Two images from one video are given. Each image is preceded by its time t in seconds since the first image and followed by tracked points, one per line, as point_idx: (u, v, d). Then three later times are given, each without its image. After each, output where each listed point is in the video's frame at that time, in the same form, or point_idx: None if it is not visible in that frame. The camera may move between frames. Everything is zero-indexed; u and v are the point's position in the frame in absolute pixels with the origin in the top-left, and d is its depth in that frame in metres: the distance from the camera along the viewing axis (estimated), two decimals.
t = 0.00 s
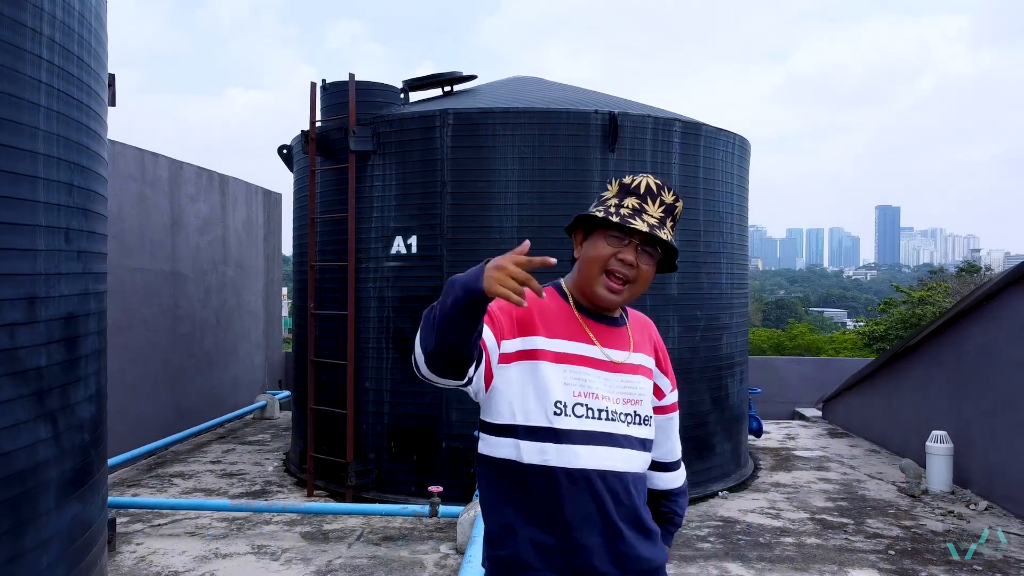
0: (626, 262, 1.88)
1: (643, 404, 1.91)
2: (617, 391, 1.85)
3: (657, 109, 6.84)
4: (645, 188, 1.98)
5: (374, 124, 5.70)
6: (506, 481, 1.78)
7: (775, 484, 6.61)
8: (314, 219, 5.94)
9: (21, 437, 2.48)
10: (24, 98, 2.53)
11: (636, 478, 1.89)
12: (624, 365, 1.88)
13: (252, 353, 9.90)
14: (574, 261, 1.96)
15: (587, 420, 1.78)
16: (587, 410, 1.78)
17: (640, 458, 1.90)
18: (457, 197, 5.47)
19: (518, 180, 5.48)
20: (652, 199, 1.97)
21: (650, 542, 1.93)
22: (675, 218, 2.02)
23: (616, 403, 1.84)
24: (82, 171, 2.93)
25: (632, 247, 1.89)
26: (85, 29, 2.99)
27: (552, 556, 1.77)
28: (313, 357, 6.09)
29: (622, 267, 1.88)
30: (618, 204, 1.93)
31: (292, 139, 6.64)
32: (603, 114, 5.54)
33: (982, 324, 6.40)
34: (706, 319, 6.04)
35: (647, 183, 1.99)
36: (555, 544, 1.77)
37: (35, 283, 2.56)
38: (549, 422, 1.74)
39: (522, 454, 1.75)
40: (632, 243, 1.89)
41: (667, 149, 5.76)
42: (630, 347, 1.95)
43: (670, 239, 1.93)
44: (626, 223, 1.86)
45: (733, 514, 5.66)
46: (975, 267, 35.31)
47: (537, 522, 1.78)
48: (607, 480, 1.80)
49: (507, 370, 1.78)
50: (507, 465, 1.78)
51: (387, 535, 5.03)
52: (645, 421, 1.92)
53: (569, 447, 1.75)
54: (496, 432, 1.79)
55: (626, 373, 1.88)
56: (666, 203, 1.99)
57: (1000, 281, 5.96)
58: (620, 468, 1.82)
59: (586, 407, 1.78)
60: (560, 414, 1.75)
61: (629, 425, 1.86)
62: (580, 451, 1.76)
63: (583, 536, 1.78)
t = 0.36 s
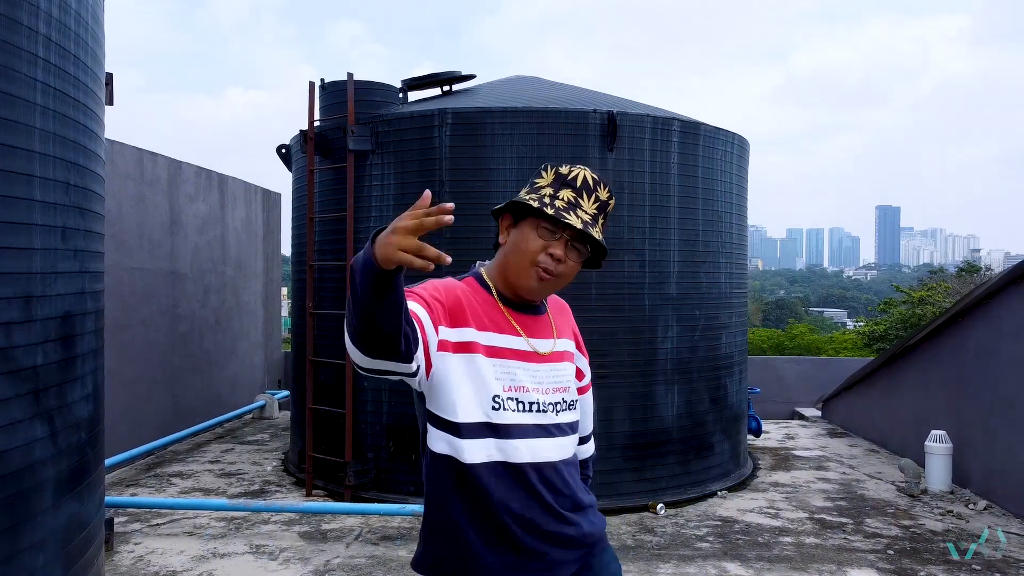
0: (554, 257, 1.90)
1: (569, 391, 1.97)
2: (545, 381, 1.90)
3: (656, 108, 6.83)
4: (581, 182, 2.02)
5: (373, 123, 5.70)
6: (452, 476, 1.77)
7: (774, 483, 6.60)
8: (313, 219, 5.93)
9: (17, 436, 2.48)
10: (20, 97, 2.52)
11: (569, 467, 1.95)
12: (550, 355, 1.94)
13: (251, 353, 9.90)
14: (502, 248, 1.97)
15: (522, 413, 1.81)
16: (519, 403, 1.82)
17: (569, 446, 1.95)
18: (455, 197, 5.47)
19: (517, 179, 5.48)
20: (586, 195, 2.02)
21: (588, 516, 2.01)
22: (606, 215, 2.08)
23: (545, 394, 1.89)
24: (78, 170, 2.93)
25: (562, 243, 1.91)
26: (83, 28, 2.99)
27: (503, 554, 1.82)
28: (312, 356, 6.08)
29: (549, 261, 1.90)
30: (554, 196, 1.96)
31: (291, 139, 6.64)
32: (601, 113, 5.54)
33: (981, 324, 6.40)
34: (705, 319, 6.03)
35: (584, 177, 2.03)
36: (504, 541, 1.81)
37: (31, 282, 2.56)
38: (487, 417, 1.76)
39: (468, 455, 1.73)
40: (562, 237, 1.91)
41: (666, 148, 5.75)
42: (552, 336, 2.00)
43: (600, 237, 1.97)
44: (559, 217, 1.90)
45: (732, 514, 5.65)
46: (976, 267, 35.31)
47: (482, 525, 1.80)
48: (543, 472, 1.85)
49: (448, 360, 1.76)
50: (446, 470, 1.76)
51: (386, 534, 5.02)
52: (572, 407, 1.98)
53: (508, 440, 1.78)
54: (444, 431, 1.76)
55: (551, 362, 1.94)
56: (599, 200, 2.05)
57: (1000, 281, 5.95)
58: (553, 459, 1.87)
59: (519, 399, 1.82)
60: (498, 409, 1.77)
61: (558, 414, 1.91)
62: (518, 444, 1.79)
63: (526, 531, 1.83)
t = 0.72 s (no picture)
0: (543, 253, 1.91)
1: (553, 388, 1.98)
2: (534, 378, 1.90)
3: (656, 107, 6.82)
4: (565, 177, 2.01)
5: (373, 122, 5.70)
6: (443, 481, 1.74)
7: (775, 483, 6.60)
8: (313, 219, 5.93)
9: (17, 436, 2.47)
10: (20, 96, 2.52)
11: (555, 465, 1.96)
12: (537, 354, 1.95)
13: (251, 353, 9.89)
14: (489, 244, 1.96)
15: (514, 409, 1.81)
16: (512, 400, 1.81)
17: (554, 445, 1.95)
18: (456, 197, 5.46)
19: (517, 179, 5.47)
20: (570, 190, 2.01)
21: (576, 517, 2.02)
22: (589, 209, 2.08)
23: (534, 390, 1.89)
24: (78, 169, 2.92)
25: (550, 239, 1.93)
26: (82, 27, 2.98)
27: (494, 556, 1.80)
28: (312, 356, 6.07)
29: (538, 257, 1.91)
30: (539, 192, 1.95)
31: (291, 138, 6.63)
32: (602, 112, 5.53)
33: (982, 324, 6.39)
34: (706, 318, 6.03)
35: (567, 172, 2.02)
36: (493, 542, 1.81)
37: (31, 281, 2.55)
38: (481, 413, 1.75)
39: (460, 452, 1.72)
40: (549, 233, 1.93)
41: (666, 147, 5.74)
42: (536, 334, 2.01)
43: (586, 233, 1.98)
44: (547, 214, 1.90)
45: (732, 514, 5.65)
46: (976, 267, 35.31)
47: (471, 528, 1.78)
48: (536, 468, 1.86)
49: (444, 356, 1.73)
50: (434, 467, 1.73)
51: (386, 534, 5.02)
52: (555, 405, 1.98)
53: (501, 437, 1.77)
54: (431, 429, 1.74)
55: (538, 359, 1.94)
56: (582, 195, 2.04)
57: (1000, 280, 5.94)
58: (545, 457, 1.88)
59: (512, 396, 1.81)
60: (492, 405, 1.76)
61: (545, 411, 1.92)
62: (512, 440, 1.79)
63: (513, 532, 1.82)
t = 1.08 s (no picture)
0: (541, 248, 1.94)
1: (572, 401, 1.99)
2: (547, 391, 1.93)
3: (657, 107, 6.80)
4: (537, 168, 1.98)
5: (374, 122, 5.68)
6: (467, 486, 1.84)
7: (776, 483, 6.59)
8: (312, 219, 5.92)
9: (16, 436, 2.46)
10: (19, 93, 2.50)
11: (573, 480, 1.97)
12: (551, 364, 1.96)
13: (251, 353, 9.88)
14: (493, 256, 2.01)
15: (522, 424, 1.86)
16: (520, 415, 1.87)
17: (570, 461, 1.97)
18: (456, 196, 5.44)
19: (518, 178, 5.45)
20: (547, 178, 1.98)
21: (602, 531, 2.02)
22: (574, 188, 2.05)
23: (547, 404, 1.92)
24: (77, 168, 2.91)
25: (544, 232, 1.95)
26: (81, 25, 2.96)
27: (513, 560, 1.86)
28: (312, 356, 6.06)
29: (538, 253, 1.94)
30: (518, 193, 1.96)
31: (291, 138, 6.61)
32: (602, 112, 5.51)
33: (983, 324, 6.37)
34: (707, 318, 6.01)
35: (538, 162, 1.99)
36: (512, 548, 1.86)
37: (29, 280, 2.54)
38: (481, 432, 1.83)
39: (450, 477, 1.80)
40: (543, 227, 1.95)
41: (667, 146, 5.73)
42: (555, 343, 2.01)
43: (576, 213, 1.97)
44: (530, 210, 1.91)
45: (734, 514, 5.63)
46: (976, 267, 35.29)
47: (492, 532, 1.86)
48: (545, 486, 1.88)
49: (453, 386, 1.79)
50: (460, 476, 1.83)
51: (386, 535, 5.00)
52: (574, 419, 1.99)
53: (502, 454, 1.84)
54: (405, 471, 1.74)
55: (552, 371, 1.96)
56: (562, 176, 2.00)
57: (1002, 280, 5.93)
58: (557, 472, 1.91)
59: (521, 411, 1.87)
60: (494, 423, 1.84)
61: (559, 425, 1.94)
62: (514, 458, 1.85)
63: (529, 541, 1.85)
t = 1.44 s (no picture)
0: (529, 250, 1.88)
1: (580, 406, 1.83)
2: (541, 395, 1.85)
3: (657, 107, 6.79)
4: (519, 173, 1.93)
5: (373, 122, 5.67)
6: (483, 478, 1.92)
7: (776, 484, 6.57)
8: (311, 219, 5.91)
9: (10, 438, 2.44)
10: (14, 92, 2.49)
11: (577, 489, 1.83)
12: (550, 368, 1.86)
13: (250, 353, 9.87)
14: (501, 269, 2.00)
15: (508, 429, 1.85)
16: (507, 420, 1.86)
17: (578, 467, 1.83)
18: (455, 196, 5.43)
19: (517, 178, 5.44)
20: (527, 180, 1.91)
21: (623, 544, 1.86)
22: (566, 184, 1.93)
23: (541, 408, 1.85)
24: (73, 168, 2.89)
25: (530, 234, 1.89)
26: (78, 23, 2.95)
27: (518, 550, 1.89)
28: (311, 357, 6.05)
29: (527, 257, 1.88)
30: (503, 200, 1.93)
31: (291, 138, 6.60)
32: (602, 112, 5.50)
33: (984, 324, 6.35)
34: (707, 318, 6.00)
35: (520, 167, 1.94)
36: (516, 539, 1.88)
37: (24, 281, 2.52)
38: (474, 435, 1.88)
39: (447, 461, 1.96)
40: (528, 230, 1.89)
41: (667, 146, 5.71)
42: (563, 345, 1.87)
43: (555, 208, 1.87)
44: (506, 216, 1.88)
45: (733, 515, 5.62)
46: (976, 267, 35.32)
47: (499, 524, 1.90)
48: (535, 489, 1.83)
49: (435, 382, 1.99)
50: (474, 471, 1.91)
51: (385, 536, 4.99)
52: (587, 424, 1.83)
53: (490, 457, 1.87)
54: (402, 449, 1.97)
55: (552, 375, 1.86)
56: (544, 176, 1.92)
57: (1003, 281, 5.91)
58: (543, 478, 1.83)
59: (506, 416, 1.86)
60: (482, 427, 1.87)
61: (561, 431, 1.83)
62: (500, 460, 1.86)
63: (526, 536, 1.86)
